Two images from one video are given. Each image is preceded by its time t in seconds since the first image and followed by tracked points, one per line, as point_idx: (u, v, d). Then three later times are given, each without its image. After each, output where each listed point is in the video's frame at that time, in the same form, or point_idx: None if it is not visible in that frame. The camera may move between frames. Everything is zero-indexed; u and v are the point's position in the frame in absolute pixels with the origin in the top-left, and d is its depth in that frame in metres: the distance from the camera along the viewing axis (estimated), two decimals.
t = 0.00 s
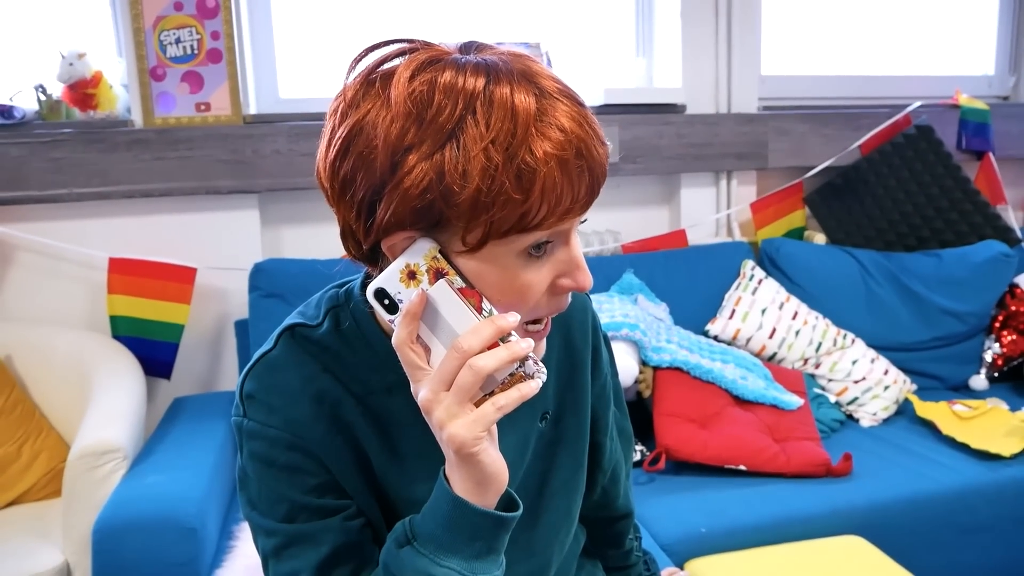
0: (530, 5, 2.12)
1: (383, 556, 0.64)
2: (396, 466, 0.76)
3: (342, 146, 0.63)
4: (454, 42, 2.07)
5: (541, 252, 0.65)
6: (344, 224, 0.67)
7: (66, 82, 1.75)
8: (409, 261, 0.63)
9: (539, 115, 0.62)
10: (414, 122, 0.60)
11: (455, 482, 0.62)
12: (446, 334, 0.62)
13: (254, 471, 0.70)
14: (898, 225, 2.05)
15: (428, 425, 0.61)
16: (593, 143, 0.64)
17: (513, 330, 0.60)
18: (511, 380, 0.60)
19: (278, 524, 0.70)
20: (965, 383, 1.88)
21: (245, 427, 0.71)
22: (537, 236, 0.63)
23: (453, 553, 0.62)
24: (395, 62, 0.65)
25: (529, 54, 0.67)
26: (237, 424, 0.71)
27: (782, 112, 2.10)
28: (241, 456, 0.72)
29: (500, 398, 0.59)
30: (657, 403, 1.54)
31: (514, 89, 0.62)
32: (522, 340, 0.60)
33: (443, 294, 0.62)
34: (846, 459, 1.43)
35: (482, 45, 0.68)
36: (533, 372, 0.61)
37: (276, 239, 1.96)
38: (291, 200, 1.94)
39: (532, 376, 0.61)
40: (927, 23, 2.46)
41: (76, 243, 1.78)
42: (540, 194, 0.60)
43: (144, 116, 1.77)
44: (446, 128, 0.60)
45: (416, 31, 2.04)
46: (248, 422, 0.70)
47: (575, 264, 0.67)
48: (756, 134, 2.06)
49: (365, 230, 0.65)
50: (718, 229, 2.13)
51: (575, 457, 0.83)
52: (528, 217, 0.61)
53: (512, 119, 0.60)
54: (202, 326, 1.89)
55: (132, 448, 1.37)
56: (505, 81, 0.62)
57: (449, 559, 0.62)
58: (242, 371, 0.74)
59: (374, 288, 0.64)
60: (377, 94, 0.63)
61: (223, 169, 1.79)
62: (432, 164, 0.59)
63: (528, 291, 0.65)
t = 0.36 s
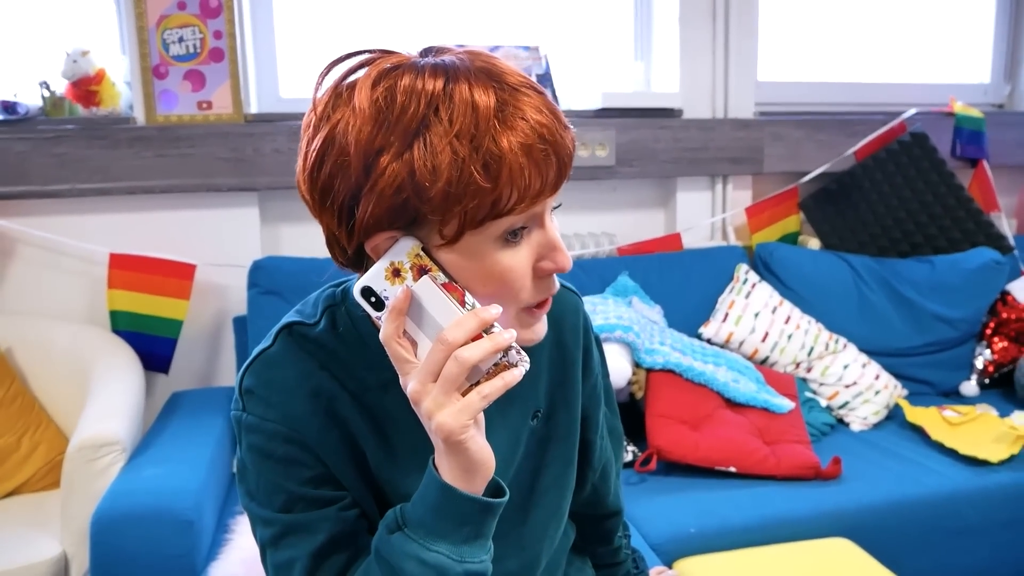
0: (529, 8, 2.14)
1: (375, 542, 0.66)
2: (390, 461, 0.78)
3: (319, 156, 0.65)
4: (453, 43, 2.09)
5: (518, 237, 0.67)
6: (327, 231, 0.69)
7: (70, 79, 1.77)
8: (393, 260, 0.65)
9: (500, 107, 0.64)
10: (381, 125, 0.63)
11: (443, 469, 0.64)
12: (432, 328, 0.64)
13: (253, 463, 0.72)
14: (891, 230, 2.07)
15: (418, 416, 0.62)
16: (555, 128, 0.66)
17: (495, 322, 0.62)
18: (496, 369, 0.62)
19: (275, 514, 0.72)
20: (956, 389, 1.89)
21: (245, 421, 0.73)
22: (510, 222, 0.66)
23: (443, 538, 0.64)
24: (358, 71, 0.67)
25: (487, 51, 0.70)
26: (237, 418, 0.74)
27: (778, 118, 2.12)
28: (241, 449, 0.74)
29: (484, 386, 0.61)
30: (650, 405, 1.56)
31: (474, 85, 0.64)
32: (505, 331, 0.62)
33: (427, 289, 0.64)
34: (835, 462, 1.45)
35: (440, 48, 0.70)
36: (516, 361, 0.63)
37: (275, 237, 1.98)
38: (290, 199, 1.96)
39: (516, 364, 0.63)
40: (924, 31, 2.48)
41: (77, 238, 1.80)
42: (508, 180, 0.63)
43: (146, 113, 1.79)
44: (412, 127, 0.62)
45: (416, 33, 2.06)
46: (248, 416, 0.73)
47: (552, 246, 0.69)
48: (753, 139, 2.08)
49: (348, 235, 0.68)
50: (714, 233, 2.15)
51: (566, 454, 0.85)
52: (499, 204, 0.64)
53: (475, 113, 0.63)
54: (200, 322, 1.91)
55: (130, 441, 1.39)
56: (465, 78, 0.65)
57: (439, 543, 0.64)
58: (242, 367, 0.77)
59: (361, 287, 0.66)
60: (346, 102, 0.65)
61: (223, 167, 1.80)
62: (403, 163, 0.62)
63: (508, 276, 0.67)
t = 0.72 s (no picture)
0: (550, 7, 2.15)
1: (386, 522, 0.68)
2: (400, 449, 0.78)
3: (313, 155, 0.66)
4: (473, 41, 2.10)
5: (513, 220, 0.68)
6: (324, 229, 0.70)
7: (97, 72, 1.81)
8: (393, 248, 0.66)
9: (489, 94, 0.66)
10: (374, 119, 0.64)
11: (451, 449, 0.65)
12: (434, 312, 0.66)
13: (268, 452, 0.74)
14: (909, 235, 2.05)
15: (425, 397, 0.63)
16: (543, 112, 0.68)
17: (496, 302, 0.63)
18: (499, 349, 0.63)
19: (291, 499, 0.74)
20: (972, 397, 1.88)
21: (258, 412, 0.75)
22: (505, 205, 0.67)
23: (452, 517, 0.65)
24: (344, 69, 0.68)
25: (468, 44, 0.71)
26: (251, 409, 0.76)
27: (797, 120, 2.11)
28: (257, 440, 0.76)
29: (490, 365, 0.62)
30: (663, 405, 1.57)
31: (461, 74, 0.66)
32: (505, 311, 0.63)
33: (428, 274, 0.65)
34: (848, 467, 1.45)
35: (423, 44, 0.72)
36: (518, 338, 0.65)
37: (294, 230, 2.00)
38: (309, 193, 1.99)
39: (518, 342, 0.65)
40: (948, 34, 2.45)
41: (102, 228, 1.83)
42: (503, 167, 0.64)
43: (170, 107, 1.82)
44: (406, 120, 0.63)
45: (436, 31, 2.08)
46: (261, 407, 0.75)
47: (545, 227, 0.70)
48: (771, 141, 2.07)
49: (347, 231, 0.69)
50: (730, 235, 2.14)
51: (574, 449, 0.86)
52: (495, 187, 0.65)
53: (464, 101, 0.64)
54: (220, 313, 1.94)
55: (151, 428, 1.42)
56: (452, 68, 0.66)
57: (449, 521, 0.65)
58: (256, 361, 0.79)
59: (363, 277, 0.67)
60: (337, 100, 0.66)
61: (245, 161, 1.83)
62: (399, 155, 0.63)
63: (507, 259, 0.68)
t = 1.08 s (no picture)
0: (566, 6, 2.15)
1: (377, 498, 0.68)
2: (410, 436, 0.78)
3: (291, 147, 0.75)
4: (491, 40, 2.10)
5: (475, 179, 0.73)
6: (311, 219, 0.78)
7: (118, 71, 1.82)
8: (367, 226, 0.71)
9: (432, 69, 0.72)
10: (332, 105, 0.71)
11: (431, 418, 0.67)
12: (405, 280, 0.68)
13: (283, 437, 0.75)
14: (928, 234, 2.04)
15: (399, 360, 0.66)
16: (490, 80, 0.73)
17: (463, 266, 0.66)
18: (468, 311, 0.65)
19: (305, 479, 0.74)
20: (991, 396, 1.87)
21: (273, 398, 0.76)
22: (462, 165, 0.72)
23: (438, 488, 0.66)
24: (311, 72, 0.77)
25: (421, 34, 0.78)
26: (266, 396, 0.77)
27: (815, 119, 2.10)
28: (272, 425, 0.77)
29: (456, 323, 0.64)
30: (680, 403, 1.57)
31: (406, 56, 0.73)
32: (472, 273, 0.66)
33: (396, 245, 0.69)
34: (867, 465, 1.44)
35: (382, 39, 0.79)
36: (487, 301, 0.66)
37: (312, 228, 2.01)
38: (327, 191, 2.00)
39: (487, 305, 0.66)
40: (966, 31, 2.44)
41: (122, 225, 1.85)
42: (449, 128, 0.70)
43: (191, 105, 1.83)
44: (359, 101, 0.70)
45: (453, 30, 2.08)
46: (275, 393, 0.76)
47: (513, 188, 0.73)
48: (789, 140, 2.07)
49: (327, 210, 0.76)
50: (747, 233, 2.14)
51: (586, 443, 0.84)
52: (445, 148, 0.70)
53: (408, 77, 0.71)
54: (239, 311, 1.95)
55: (172, 424, 1.43)
56: (398, 51, 0.73)
57: (435, 492, 0.66)
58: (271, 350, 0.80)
59: (344, 257, 0.72)
60: (305, 95, 0.75)
61: (264, 160, 1.84)
62: (356, 132, 0.70)
63: (470, 217, 0.72)
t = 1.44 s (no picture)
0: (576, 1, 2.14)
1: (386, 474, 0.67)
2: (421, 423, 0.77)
3: (295, 134, 0.76)
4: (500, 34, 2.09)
5: (471, 165, 0.73)
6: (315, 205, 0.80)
7: (127, 68, 1.81)
8: (369, 210, 0.72)
9: (430, 59, 0.73)
10: (333, 93, 0.72)
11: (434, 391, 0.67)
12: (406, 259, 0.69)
13: (297, 423, 0.74)
14: (942, 230, 2.03)
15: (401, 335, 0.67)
16: (488, 71, 0.74)
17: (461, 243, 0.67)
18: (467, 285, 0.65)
19: (318, 464, 0.73)
20: (1007, 393, 1.84)
21: (286, 386, 0.75)
22: (458, 151, 0.72)
23: (444, 459, 0.65)
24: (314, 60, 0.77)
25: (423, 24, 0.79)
26: (279, 386, 0.76)
27: (827, 113, 2.08)
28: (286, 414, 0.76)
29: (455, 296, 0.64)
30: (693, 400, 1.56)
31: (405, 45, 0.73)
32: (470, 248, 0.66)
33: (396, 225, 0.70)
34: (883, 463, 1.43)
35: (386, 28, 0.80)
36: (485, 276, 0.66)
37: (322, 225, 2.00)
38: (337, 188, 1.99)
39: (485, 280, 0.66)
40: (979, 25, 2.42)
41: (131, 223, 1.85)
42: (445, 116, 0.70)
43: (200, 102, 1.82)
44: (359, 89, 0.71)
45: (463, 26, 2.07)
46: (288, 381, 0.75)
47: (508, 174, 0.73)
48: (801, 135, 2.05)
49: (329, 195, 0.77)
50: (759, 230, 2.13)
51: (595, 427, 0.83)
52: (441, 135, 0.71)
53: (406, 67, 0.71)
54: (249, 308, 1.94)
55: (183, 422, 1.43)
56: (397, 41, 0.73)
57: (441, 463, 0.65)
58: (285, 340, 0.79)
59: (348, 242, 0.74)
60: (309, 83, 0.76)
61: (274, 156, 1.83)
62: (356, 119, 0.71)
63: (466, 201, 0.72)
